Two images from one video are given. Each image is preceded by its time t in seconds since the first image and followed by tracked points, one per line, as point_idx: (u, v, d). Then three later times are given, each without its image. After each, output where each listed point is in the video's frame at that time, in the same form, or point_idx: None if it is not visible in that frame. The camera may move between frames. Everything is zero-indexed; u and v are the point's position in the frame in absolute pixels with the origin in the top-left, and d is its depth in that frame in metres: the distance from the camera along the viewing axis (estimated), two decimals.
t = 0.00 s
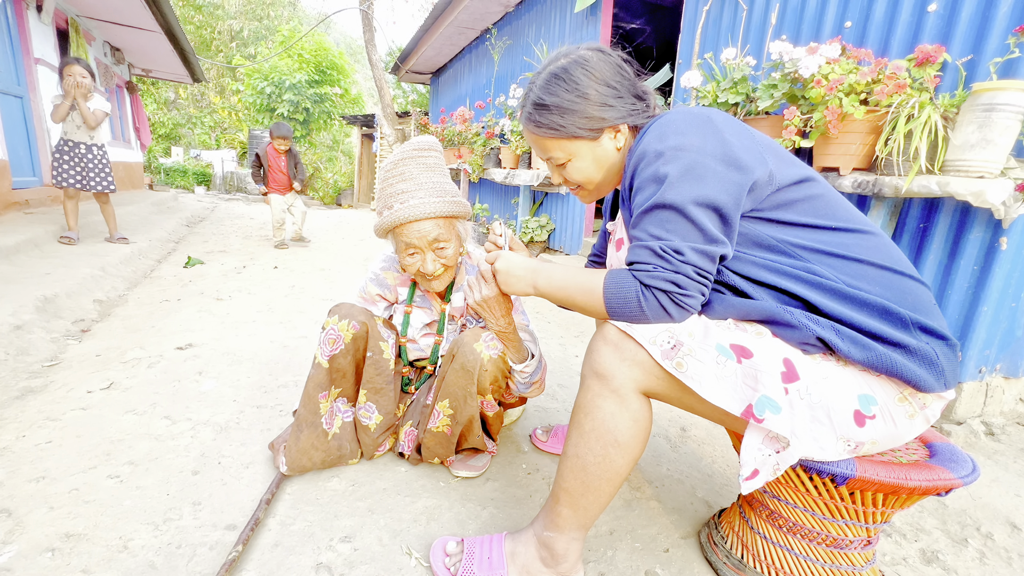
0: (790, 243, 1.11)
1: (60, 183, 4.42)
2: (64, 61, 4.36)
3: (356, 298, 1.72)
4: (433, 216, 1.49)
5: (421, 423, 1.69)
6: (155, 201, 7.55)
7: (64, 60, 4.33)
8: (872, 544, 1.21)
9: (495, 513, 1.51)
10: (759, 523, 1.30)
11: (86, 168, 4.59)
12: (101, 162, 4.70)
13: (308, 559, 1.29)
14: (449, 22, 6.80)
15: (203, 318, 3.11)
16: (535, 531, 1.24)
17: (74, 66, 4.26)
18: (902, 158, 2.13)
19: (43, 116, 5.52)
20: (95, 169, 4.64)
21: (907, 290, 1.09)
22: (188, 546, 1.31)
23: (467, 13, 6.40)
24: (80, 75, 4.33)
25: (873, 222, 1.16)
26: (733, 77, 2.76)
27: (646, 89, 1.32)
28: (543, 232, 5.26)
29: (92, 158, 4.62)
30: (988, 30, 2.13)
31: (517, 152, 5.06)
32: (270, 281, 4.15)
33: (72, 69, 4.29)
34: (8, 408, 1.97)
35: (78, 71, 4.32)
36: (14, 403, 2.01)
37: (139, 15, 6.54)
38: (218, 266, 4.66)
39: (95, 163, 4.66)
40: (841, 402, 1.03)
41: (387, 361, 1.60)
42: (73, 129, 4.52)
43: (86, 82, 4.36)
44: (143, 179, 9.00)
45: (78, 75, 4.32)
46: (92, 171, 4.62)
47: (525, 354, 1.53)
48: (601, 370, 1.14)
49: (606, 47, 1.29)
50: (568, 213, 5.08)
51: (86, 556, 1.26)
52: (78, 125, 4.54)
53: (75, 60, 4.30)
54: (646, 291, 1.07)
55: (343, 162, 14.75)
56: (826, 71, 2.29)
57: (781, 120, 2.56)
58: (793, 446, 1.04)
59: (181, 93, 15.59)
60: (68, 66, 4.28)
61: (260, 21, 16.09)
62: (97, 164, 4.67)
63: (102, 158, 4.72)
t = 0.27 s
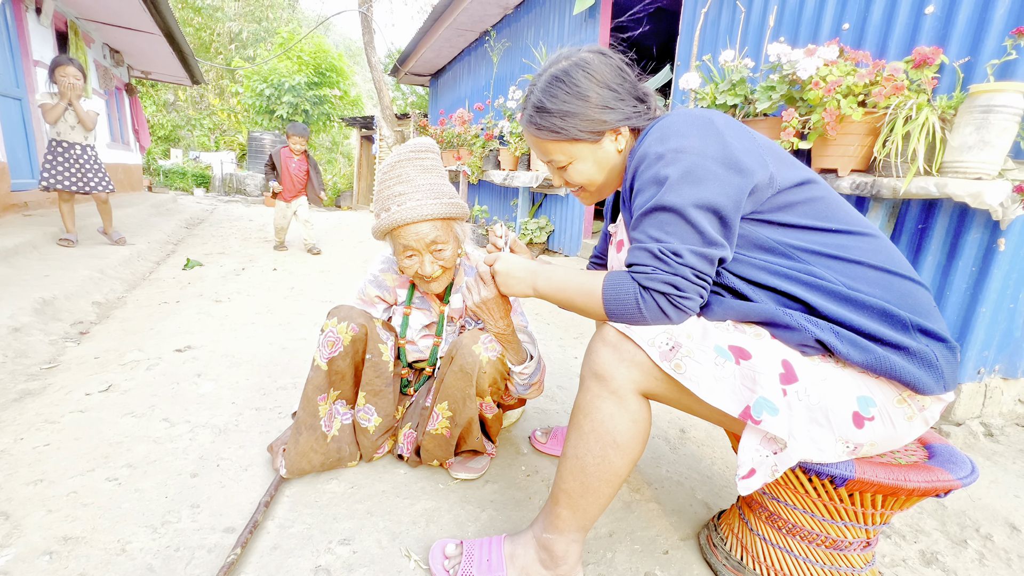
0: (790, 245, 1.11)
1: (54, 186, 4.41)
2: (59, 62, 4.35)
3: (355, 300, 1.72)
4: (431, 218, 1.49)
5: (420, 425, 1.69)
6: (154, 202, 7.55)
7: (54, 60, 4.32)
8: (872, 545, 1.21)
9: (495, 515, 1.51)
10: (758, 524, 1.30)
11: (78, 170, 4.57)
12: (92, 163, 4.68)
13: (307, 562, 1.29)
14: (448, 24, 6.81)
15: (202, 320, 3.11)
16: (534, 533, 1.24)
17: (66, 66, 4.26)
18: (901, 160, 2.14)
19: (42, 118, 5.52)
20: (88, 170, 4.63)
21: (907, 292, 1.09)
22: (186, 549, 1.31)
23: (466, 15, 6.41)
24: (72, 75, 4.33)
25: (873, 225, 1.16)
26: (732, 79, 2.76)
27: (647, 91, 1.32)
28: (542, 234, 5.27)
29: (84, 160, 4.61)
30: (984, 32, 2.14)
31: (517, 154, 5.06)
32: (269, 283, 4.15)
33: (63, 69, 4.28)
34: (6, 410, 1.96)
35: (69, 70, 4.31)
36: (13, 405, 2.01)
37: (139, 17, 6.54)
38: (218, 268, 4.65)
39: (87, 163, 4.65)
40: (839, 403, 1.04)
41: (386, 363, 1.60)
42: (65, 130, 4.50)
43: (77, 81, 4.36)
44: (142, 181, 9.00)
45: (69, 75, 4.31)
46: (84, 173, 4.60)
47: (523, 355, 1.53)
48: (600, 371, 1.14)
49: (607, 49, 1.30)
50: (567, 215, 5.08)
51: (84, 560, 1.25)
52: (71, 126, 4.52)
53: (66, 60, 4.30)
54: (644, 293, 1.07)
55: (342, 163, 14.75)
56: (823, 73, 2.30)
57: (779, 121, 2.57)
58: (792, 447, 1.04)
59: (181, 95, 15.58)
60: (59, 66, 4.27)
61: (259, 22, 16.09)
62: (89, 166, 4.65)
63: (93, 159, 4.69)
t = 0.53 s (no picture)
0: (784, 249, 1.12)
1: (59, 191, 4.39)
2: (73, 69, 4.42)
3: (352, 305, 1.71)
4: (427, 224, 1.49)
5: (417, 430, 1.68)
6: (151, 207, 7.53)
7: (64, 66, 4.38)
8: (869, 549, 1.21)
9: (492, 521, 1.51)
10: (755, 529, 1.30)
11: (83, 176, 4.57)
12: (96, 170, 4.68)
13: (304, 569, 1.28)
14: (446, 29, 6.83)
15: (199, 325, 3.09)
16: (532, 538, 1.23)
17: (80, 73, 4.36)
18: (895, 164, 2.15)
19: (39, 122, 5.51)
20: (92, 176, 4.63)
21: (900, 296, 1.09)
22: (181, 556, 1.30)
23: (463, 20, 6.44)
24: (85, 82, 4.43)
25: (867, 229, 1.17)
26: (727, 84, 2.78)
27: (643, 98, 1.33)
28: (540, 237, 5.27)
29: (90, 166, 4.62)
30: (977, 38, 2.16)
31: (514, 158, 5.07)
32: (267, 287, 4.13)
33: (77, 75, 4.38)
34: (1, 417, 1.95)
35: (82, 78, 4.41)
36: (7, 411, 1.99)
37: (136, 22, 6.54)
38: (214, 272, 4.64)
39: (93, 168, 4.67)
40: (834, 406, 1.04)
41: (383, 368, 1.60)
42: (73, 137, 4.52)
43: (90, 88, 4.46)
44: (139, 185, 8.98)
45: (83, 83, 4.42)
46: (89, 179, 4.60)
47: (521, 360, 1.53)
48: (596, 375, 1.15)
49: (603, 56, 1.30)
50: (564, 219, 5.09)
51: (79, 568, 1.24)
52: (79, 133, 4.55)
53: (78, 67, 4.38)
54: (640, 298, 1.08)
55: (340, 167, 14.75)
56: (818, 78, 2.31)
57: (775, 126, 2.58)
58: (787, 450, 1.04)
59: (178, 99, 15.57)
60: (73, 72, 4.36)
61: (256, 27, 16.08)
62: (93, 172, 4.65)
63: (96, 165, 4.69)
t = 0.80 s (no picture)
0: (784, 255, 1.13)
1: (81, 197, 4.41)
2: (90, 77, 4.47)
3: (353, 310, 1.72)
4: (428, 230, 1.50)
5: (419, 435, 1.68)
6: (152, 212, 7.55)
7: (80, 74, 4.42)
8: (870, 555, 1.21)
9: (494, 526, 1.51)
10: (757, 534, 1.30)
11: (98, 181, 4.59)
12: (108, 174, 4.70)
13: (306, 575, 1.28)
14: (446, 35, 6.87)
15: (200, 330, 3.10)
16: (534, 544, 1.23)
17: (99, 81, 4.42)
18: (894, 169, 2.16)
19: (42, 128, 5.54)
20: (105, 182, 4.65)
21: (900, 302, 1.10)
22: (184, 562, 1.30)
23: (464, 26, 6.48)
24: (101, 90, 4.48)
25: (867, 235, 1.17)
26: (727, 89, 2.80)
27: (644, 104, 1.34)
28: (540, 242, 5.29)
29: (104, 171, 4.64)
30: (974, 44, 2.18)
31: (515, 163, 5.09)
32: (268, 292, 4.14)
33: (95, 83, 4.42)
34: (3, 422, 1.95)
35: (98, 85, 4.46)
36: (9, 417, 1.99)
37: (139, 28, 6.59)
38: (216, 277, 4.65)
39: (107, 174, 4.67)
40: (833, 411, 1.04)
41: (384, 373, 1.60)
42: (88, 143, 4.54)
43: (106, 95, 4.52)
44: (142, 191, 9.02)
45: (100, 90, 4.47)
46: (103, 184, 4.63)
47: (522, 365, 1.54)
48: (596, 380, 1.15)
49: (605, 63, 1.31)
50: (565, 223, 5.10)
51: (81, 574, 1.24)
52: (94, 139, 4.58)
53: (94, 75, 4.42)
54: (639, 304, 1.09)
55: (341, 172, 14.78)
56: (817, 84, 2.33)
57: (774, 131, 2.59)
58: (786, 455, 1.05)
59: (180, 104, 15.63)
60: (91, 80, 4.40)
61: (258, 33, 16.14)
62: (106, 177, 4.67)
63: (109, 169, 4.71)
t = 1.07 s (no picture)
0: (781, 259, 1.13)
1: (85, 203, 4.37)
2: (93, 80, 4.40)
3: (350, 314, 1.71)
4: (426, 234, 1.50)
5: (416, 439, 1.68)
6: (149, 215, 7.53)
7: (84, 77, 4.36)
8: (868, 558, 1.21)
9: (491, 530, 1.50)
10: (755, 537, 1.30)
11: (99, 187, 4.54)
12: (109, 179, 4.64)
13: None
14: (444, 39, 6.89)
15: (197, 334, 3.09)
16: (531, 548, 1.23)
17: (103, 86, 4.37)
18: (889, 173, 2.18)
19: (39, 131, 5.53)
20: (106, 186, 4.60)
21: (895, 307, 1.10)
22: (179, 568, 1.29)
23: (462, 30, 6.50)
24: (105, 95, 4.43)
25: (864, 239, 1.18)
26: (723, 94, 2.82)
27: (641, 107, 1.34)
28: (538, 245, 5.30)
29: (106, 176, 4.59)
30: (967, 49, 2.20)
31: (512, 166, 5.10)
32: (265, 296, 4.13)
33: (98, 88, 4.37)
34: None
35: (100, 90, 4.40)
36: (3, 421, 1.98)
37: (137, 32, 6.58)
38: (213, 280, 4.64)
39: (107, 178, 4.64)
40: (828, 415, 1.05)
41: (381, 377, 1.60)
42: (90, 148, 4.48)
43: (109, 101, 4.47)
44: (139, 194, 9.00)
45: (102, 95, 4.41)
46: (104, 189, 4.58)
47: (520, 369, 1.53)
48: (593, 383, 1.15)
49: (601, 67, 1.32)
50: (562, 227, 5.11)
51: None
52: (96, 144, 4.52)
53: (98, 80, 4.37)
54: (635, 308, 1.09)
55: (339, 176, 14.77)
56: (812, 88, 2.35)
57: (770, 135, 2.60)
58: (781, 458, 1.05)
59: (177, 108, 15.61)
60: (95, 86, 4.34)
61: (256, 36, 16.12)
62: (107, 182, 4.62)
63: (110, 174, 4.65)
